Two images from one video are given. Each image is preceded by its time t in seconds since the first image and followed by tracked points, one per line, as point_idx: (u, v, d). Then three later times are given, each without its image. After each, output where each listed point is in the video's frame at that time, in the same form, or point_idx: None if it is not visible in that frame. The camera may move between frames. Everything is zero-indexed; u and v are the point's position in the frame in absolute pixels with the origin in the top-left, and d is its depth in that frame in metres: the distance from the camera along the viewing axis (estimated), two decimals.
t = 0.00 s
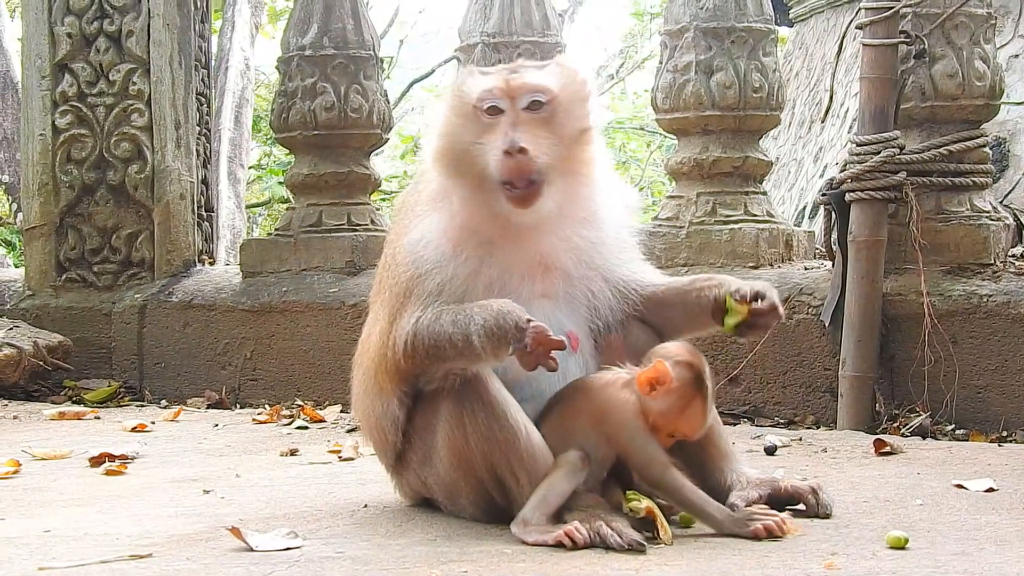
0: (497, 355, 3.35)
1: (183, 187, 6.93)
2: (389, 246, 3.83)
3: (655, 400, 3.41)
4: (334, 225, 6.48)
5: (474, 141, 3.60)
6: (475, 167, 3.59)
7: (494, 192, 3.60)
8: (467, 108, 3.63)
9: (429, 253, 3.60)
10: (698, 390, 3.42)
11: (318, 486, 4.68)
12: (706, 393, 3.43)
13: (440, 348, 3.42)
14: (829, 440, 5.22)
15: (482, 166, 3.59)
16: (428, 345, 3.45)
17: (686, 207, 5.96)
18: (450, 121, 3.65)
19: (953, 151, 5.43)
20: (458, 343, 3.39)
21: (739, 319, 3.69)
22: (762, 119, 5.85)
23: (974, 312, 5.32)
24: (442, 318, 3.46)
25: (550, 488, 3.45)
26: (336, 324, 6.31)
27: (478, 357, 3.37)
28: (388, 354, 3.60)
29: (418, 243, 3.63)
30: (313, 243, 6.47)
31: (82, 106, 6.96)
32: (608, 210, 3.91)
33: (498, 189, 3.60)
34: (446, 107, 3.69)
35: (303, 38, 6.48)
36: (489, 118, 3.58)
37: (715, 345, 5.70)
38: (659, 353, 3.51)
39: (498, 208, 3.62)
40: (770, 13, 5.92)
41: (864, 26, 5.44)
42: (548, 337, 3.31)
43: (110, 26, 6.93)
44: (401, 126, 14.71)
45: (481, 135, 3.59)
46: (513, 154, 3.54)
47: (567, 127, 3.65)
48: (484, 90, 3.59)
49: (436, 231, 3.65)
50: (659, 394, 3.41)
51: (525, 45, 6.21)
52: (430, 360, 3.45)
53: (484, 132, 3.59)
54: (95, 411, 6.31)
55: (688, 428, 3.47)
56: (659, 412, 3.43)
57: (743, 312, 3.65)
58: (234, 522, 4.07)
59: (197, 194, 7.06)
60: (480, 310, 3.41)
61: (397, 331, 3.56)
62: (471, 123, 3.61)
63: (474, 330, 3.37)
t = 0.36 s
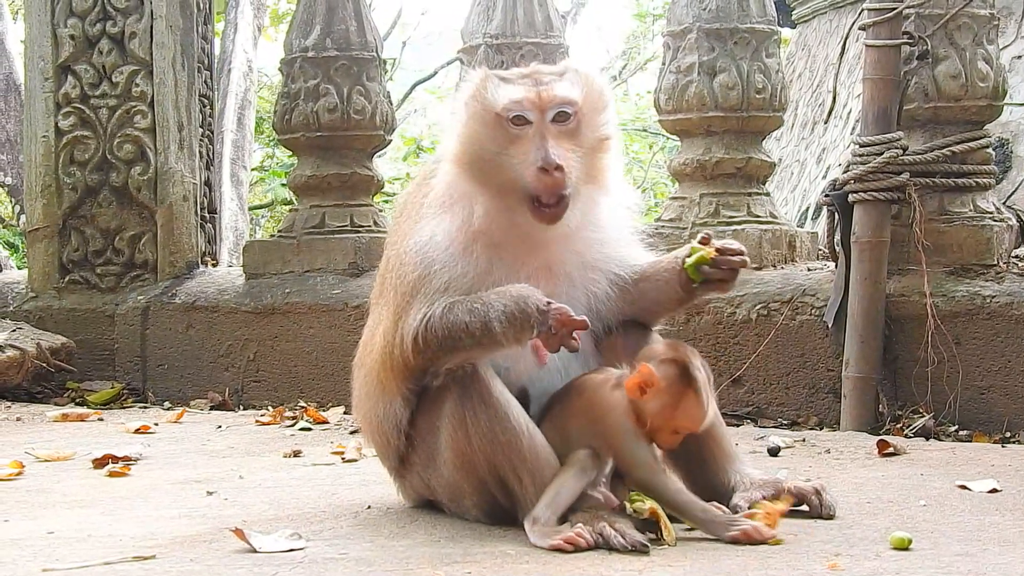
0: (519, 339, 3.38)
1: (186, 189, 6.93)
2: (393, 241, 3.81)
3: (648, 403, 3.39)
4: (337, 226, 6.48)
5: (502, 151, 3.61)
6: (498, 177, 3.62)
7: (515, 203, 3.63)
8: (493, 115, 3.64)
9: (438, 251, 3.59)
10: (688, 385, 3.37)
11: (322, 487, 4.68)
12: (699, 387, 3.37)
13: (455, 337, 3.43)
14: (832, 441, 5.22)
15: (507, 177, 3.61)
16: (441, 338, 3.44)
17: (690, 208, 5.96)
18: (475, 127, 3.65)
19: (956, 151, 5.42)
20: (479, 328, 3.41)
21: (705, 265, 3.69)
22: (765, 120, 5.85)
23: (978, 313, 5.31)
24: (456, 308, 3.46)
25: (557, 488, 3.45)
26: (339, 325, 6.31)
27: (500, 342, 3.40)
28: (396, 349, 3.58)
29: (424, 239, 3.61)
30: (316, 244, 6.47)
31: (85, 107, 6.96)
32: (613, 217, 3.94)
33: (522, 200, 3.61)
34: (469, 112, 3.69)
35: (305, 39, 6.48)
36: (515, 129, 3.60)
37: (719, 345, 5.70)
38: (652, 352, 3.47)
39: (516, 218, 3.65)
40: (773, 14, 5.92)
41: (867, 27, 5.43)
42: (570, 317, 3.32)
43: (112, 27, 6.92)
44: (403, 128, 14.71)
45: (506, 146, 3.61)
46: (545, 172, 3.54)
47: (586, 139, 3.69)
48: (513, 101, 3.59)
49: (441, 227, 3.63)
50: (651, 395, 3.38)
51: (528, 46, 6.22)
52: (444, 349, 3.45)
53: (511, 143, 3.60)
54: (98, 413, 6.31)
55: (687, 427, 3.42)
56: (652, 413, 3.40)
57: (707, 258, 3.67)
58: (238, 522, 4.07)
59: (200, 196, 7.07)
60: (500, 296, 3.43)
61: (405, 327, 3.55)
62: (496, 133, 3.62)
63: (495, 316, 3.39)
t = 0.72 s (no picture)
0: (550, 308, 3.34)
1: (189, 191, 6.94)
2: (399, 238, 3.75)
3: (622, 369, 3.48)
4: (340, 229, 6.49)
5: (529, 162, 3.56)
6: (521, 185, 3.56)
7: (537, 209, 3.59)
8: (519, 124, 3.56)
9: (455, 250, 3.51)
10: (660, 346, 3.46)
11: (324, 491, 4.68)
12: (671, 347, 3.45)
13: (480, 320, 3.38)
14: (835, 445, 5.22)
15: (533, 187, 3.55)
16: (464, 324, 3.39)
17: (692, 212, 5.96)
18: (501, 136, 3.57)
19: (959, 154, 5.42)
20: (507, 305, 3.36)
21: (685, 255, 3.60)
22: (768, 123, 5.85)
23: (980, 316, 5.31)
24: (479, 290, 3.41)
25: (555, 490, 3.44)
26: (342, 328, 6.31)
27: (528, 316, 3.36)
28: (411, 344, 3.52)
29: (439, 237, 3.53)
30: (318, 247, 6.47)
31: (88, 110, 6.97)
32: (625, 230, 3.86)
33: (548, 208, 3.58)
34: (494, 118, 3.61)
35: (308, 42, 6.48)
36: (544, 140, 3.53)
37: (722, 348, 5.69)
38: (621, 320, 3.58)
39: (534, 225, 3.61)
40: (775, 17, 5.92)
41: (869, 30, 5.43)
42: (598, 264, 3.33)
43: (115, 30, 6.93)
44: (405, 129, 14.71)
45: (534, 155, 3.55)
46: (578, 183, 3.51)
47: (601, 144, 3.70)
48: (545, 110, 3.52)
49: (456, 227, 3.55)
50: (624, 359, 3.46)
51: (531, 49, 6.22)
52: (467, 335, 3.40)
53: (539, 153, 3.55)
54: (101, 416, 6.32)
55: (665, 391, 3.49)
56: (626, 377, 3.49)
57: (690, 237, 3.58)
58: (241, 526, 4.07)
59: (203, 198, 7.08)
60: (525, 272, 3.38)
61: (421, 321, 3.48)
62: (523, 141, 3.56)
63: (523, 289, 3.35)
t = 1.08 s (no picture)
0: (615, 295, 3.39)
1: (191, 194, 6.95)
2: (410, 236, 3.66)
3: (604, 364, 3.48)
4: (342, 232, 6.49)
5: (558, 177, 3.52)
6: (549, 198, 3.53)
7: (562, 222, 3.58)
8: (553, 138, 3.52)
9: (487, 253, 3.44)
10: (637, 332, 3.46)
11: (327, 493, 4.68)
12: (648, 332, 3.45)
13: (535, 313, 3.41)
14: (838, 447, 5.22)
15: (561, 202, 3.53)
16: (518, 315, 3.41)
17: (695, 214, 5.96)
18: (534, 149, 3.52)
19: (961, 157, 5.43)
20: (568, 295, 3.41)
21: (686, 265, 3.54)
22: (771, 126, 5.85)
23: (983, 320, 5.31)
24: (543, 279, 3.45)
25: (555, 496, 3.44)
26: (345, 331, 6.32)
27: (589, 305, 3.41)
28: (441, 341, 3.46)
29: (470, 239, 3.45)
30: (321, 249, 6.48)
31: (91, 113, 6.97)
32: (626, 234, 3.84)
33: (572, 222, 3.57)
34: (526, 127, 3.53)
35: (311, 44, 6.48)
36: (575, 156, 3.51)
37: (724, 351, 5.69)
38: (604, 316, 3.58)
39: (553, 234, 3.59)
40: (778, 20, 5.92)
41: (872, 33, 5.44)
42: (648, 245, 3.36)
43: (118, 33, 6.94)
44: (408, 132, 14.72)
45: (563, 170, 3.52)
46: (609, 203, 3.52)
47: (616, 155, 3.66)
48: (582, 127, 3.49)
49: (485, 231, 3.47)
50: (604, 353, 3.47)
51: (533, 51, 6.22)
52: (527, 327, 3.42)
53: (570, 169, 3.52)
54: (103, 418, 6.32)
55: (650, 379, 3.46)
56: (609, 371, 3.48)
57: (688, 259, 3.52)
58: (244, 528, 4.07)
59: (205, 201, 7.09)
60: (585, 264, 3.45)
61: (457, 318, 3.42)
62: (553, 155, 3.52)
63: (589, 278, 3.42)
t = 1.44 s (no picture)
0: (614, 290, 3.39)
1: (193, 197, 6.95)
2: (412, 236, 3.66)
3: (610, 372, 3.44)
4: (344, 234, 6.49)
5: (560, 181, 3.52)
6: (550, 202, 3.53)
7: (561, 226, 3.58)
8: (558, 140, 3.51)
9: (489, 255, 3.44)
10: (642, 339, 3.42)
11: (329, 497, 4.68)
12: (653, 339, 3.42)
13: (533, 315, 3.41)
14: (839, 450, 5.22)
15: (563, 207, 3.53)
16: (518, 313, 3.42)
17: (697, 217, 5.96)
18: (538, 151, 3.52)
19: (962, 160, 5.43)
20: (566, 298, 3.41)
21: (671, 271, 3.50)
22: (773, 129, 5.85)
23: (984, 322, 5.31)
24: (544, 280, 3.46)
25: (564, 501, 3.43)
26: (346, 333, 6.32)
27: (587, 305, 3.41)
28: (442, 342, 3.46)
29: (471, 241, 3.45)
30: (323, 252, 6.48)
31: (93, 115, 6.97)
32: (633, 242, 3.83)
33: (572, 226, 3.57)
34: (531, 128, 3.54)
35: (313, 47, 6.49)
36: (579, 162, 3.50)
37: (725, 355, 5.68)
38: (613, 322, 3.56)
39: (555, 237, 3.60)
40: (780, 24, 5.92)
41: (874, 36, 5.44)
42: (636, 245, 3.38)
43: (120, 36, 6.94)
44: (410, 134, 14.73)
45: (566, 175, 3.52)
46: (611, 209, 3.50)
47: (620, 165, 3.66)
48: (587, 132, 3.48)
49: (486, 233, 3.46)
50: (610, 361, 3.44)
51: (535, 55, 6.22)
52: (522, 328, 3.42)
53: (572, 174, 3.51)
54: (105, 421, 6.32)
55: (656, 389, 3.41)
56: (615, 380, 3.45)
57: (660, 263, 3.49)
58: (245, 532, 4.07)
59: (207, 204, 7.09)
60: (582, 268, 3.44)
61: (457, 320, 3.43)
62: (556, 159, 3.51)
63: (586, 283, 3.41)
